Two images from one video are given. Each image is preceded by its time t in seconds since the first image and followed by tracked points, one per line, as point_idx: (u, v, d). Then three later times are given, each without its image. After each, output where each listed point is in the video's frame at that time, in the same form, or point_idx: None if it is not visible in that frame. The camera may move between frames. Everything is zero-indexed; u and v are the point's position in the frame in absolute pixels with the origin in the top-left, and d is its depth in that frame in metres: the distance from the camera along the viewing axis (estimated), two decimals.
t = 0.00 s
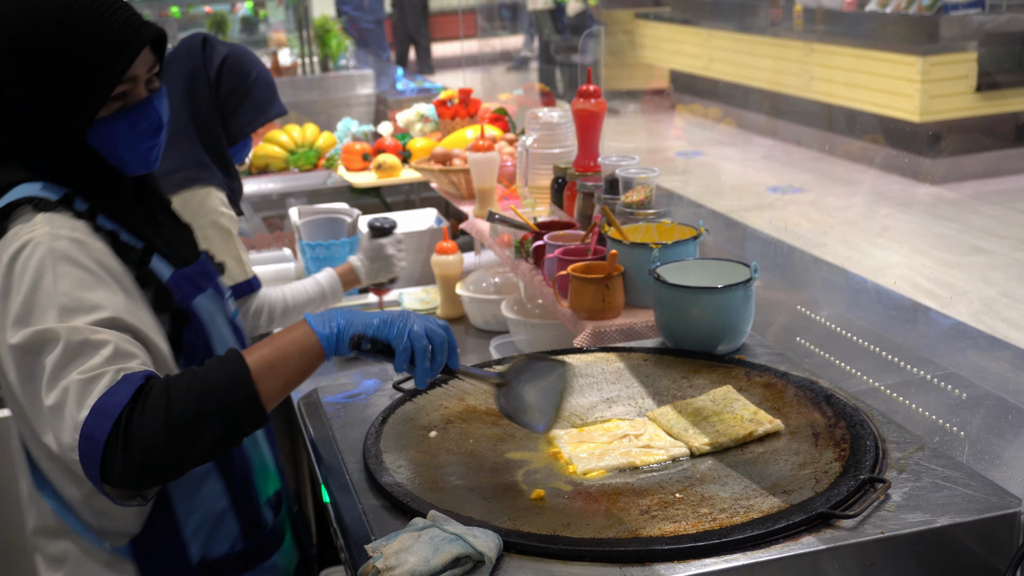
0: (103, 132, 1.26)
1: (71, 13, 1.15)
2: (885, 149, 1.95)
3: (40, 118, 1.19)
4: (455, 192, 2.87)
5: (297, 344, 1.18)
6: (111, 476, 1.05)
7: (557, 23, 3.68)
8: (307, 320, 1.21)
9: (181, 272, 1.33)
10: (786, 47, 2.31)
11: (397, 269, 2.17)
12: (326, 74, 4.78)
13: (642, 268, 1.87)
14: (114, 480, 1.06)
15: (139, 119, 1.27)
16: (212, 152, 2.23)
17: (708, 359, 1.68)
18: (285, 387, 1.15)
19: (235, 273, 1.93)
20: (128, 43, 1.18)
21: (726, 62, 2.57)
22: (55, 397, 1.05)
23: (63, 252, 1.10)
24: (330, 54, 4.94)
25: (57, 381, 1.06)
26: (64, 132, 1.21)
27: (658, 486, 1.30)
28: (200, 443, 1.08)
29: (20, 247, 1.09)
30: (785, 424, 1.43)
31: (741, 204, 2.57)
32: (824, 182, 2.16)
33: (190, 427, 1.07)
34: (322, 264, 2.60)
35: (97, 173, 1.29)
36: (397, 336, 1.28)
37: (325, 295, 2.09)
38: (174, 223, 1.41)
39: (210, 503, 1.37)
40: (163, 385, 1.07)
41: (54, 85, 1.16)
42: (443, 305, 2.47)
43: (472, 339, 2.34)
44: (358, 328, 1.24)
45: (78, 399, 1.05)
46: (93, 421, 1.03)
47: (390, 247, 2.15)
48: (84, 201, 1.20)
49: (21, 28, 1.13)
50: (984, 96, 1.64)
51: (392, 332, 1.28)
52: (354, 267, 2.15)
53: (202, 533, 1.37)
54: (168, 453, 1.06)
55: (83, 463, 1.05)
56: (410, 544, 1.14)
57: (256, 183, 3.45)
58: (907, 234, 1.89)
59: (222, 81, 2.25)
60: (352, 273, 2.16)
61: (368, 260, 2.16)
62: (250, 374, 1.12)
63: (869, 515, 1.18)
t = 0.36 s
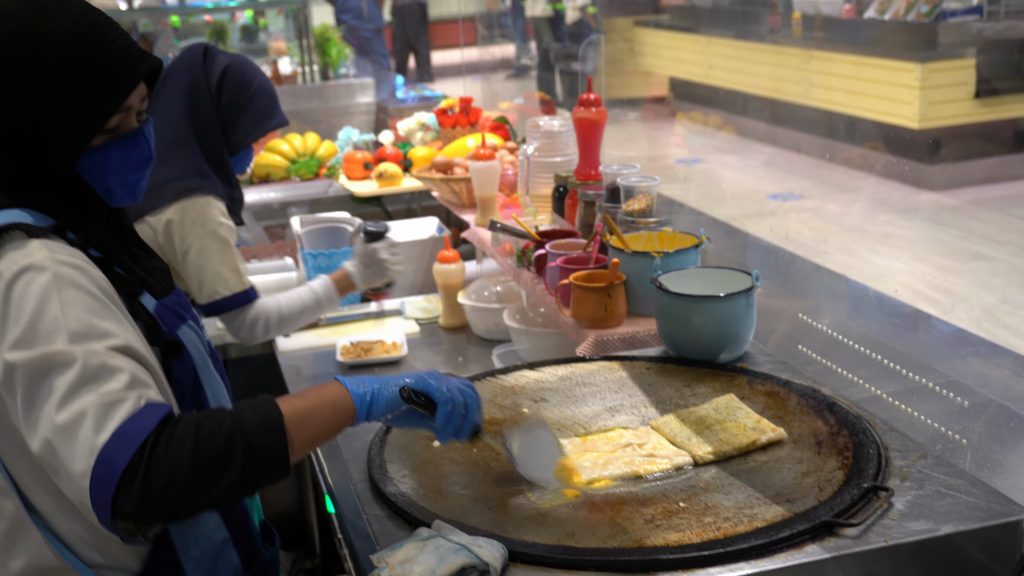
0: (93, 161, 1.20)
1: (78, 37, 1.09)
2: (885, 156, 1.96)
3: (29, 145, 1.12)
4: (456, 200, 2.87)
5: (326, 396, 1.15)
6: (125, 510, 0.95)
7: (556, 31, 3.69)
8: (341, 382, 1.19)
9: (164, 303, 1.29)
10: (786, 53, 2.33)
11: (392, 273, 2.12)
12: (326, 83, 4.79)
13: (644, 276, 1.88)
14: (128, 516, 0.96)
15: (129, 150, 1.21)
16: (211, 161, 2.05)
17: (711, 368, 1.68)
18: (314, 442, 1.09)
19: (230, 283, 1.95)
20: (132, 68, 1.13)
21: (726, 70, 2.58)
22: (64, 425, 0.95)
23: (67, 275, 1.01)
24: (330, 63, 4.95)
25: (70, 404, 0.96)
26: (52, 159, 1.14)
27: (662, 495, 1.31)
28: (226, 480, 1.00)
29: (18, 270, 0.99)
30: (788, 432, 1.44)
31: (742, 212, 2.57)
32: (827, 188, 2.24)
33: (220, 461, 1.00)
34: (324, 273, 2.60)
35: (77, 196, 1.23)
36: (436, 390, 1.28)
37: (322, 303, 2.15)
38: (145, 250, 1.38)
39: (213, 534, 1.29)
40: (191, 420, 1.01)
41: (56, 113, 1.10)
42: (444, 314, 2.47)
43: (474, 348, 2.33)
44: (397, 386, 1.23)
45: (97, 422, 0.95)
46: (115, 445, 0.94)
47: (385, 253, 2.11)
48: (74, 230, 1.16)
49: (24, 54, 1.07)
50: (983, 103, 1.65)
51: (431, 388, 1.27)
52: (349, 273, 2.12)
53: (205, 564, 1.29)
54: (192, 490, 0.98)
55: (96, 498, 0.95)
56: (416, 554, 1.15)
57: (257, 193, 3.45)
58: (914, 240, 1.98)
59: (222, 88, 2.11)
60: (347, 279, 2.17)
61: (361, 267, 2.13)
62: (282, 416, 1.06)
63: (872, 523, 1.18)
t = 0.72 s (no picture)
0: (135, 173, 1.23)
1: (115, 57, 1.12)
2: (896, 169, 1.96)
3: (62, 156, 1.14)
4: (466, 212, 2.88)
5: (343, 368, 1.12)
6: (145, 487, 0.94)
7: (567, 43, 3.71)
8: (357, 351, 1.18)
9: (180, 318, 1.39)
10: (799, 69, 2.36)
11: (382, 285, 2.20)
12: (337, 94, 4.80)
13: (654, 288, 1.88)
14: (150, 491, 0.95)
15: (170, 163, 1.26)
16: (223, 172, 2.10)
17: (721, 380, 1.68)
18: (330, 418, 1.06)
19: (235, 295, 1.93)
20: (177, 81, 1.17)
21: (737, 83, 2.58)
22: (86, 405, 0.96)
23: (97, 278, 1.04)
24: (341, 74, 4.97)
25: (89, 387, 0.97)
26: (84, 172, 1.17)
27: (671, 508, 1.30)
28: (240, 453, 0.98)
29: (54, 272, 1.03)
30: (798, 445, 1.43)
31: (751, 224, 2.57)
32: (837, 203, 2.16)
33: (235, 432, 0.98)
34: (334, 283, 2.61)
35: (113, 206, 1.24)
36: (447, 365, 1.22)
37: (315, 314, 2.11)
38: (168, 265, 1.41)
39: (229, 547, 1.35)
40: (206, 393, 0.99)
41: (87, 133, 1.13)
42: (453, 325, 2.47)
43: (484, 359, 2.34)
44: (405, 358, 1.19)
45: (112, 400, 0.95)
46: (128, 420, 0.94)
47: (375, 263, 2.18)
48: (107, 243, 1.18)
49: (65, 75, 1.10)
50: (994, 116, 1.66)
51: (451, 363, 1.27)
52: (341, 285, 2.15)
53: None
54: (208, 464, 0.96)
55: (115, 471, 0.94)
56: (425, 565, 1.15)
57: (268, 203, 3.46)
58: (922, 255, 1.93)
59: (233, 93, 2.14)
60: (339, 291, 2.17)
61: (354, 278, 2.17)
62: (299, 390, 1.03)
63: (883, 537, 1.18)
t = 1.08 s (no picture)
0: (158, 172, 1.19)
1: (142, 54, 1.05)
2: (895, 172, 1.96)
3: (94, 157, 1.08)
4: (467, 215, 2.88)
5: (465, 383, 0.99)
6: (246, 483, 0.88)
7: (567, 46, 3.72)
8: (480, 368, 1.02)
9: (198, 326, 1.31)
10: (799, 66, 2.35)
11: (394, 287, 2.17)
12: (337, 97, 4.81)
13: (655, 292, 1.88)
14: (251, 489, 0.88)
15: (190, 164, 1.21)
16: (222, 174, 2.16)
17: (721, 384, 1.68)
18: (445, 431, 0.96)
19: (240, 290, 1.92)
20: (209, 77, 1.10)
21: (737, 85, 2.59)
22: (158, 405, 0.89)
23: (127, 283, 0.97)
24: (341, 77, 4.98)
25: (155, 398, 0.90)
26: (105, 173, 1.10)
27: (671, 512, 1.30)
28: (346, 454, 0.91)
29: (81, 281, 0.95)
30: (798, 449, 1.43)
31: (751, 227, 2.57)
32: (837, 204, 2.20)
33: (340, 434, 0.91)
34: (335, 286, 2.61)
35: (132, 209, 1.15)
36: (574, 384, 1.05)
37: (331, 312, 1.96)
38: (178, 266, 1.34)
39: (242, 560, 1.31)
40: (312, 394, 0.94)
41: (118, 131, 1.07)
42: (454, 329, 2.47)
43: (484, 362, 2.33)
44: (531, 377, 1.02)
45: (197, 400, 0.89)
46: (223, 417, 0.88)
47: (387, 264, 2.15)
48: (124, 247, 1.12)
49: (94, 71, 1.03)
50: (994, 119, 1.66)
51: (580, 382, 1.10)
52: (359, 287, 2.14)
53: None
54: (312, 466, 0.90)
55: (209, 475, 0.88)
56: (425, 569, 1.15)
57: (268, 206, 3.45)
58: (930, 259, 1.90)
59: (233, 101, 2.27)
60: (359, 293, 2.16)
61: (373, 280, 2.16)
62: (414, 393, 0.96)
63: (883, 541, 1.18)
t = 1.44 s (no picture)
0: (199, 162, 1.19)
1: (173, 47, 1.05)
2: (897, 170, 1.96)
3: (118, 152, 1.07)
4: (469, 214, 2.88)
5: (567, 356, 1.01)
6: (351, 451, 0.90)
7: (569, 44, 3.72)
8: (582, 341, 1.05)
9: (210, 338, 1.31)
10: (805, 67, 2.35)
11: (416, 287, 2.17)
12: (339, 96, 4.81)
13: (659, 290, 1.88)
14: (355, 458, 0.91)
15: (224, 151, 1.23)
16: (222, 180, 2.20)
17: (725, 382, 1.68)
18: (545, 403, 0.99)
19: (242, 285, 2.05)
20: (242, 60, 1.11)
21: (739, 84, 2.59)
22: (256, 385, 0.91)
23: (199, 275, 0.98)
24: (343, 76, 4.99)
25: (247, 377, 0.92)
26: (143, 167, 1.09)
27: (676, 510, 1.31)
28: (448, 423, 0.94)
29: (157, 274, 0.96)
30: (802, 447, 1.43)
31: (753, 225, 2.57)
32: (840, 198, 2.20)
33: (442, 403, 0.94)
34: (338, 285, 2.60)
35: (171, 200, 1.15)
36: (679, 362, 1.06)
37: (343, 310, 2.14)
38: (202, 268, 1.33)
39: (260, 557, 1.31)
40: (406, 364, 0.96)
41: (156, 126, 1.06)
42: (457, 327, 2.47)
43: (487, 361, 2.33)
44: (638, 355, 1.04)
45: (295, 378, 0.91)
46: (329, 392, 0.91)
47: (410, 262, 2.15)
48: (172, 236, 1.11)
49: (128, 64, 1.03)
50: (998, 116, 1.68)
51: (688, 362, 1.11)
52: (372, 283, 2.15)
53: None
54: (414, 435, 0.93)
55: (313, 448, 0.90)
56: (431, 567, 1.15)
57: (271, 206, 3.46)
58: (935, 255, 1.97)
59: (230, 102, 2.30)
60: (370, 290, 2.17)
61: (387, 277, 2.17)
62: (511, 364, 0.98)
63: (888, 539, 1.18)
